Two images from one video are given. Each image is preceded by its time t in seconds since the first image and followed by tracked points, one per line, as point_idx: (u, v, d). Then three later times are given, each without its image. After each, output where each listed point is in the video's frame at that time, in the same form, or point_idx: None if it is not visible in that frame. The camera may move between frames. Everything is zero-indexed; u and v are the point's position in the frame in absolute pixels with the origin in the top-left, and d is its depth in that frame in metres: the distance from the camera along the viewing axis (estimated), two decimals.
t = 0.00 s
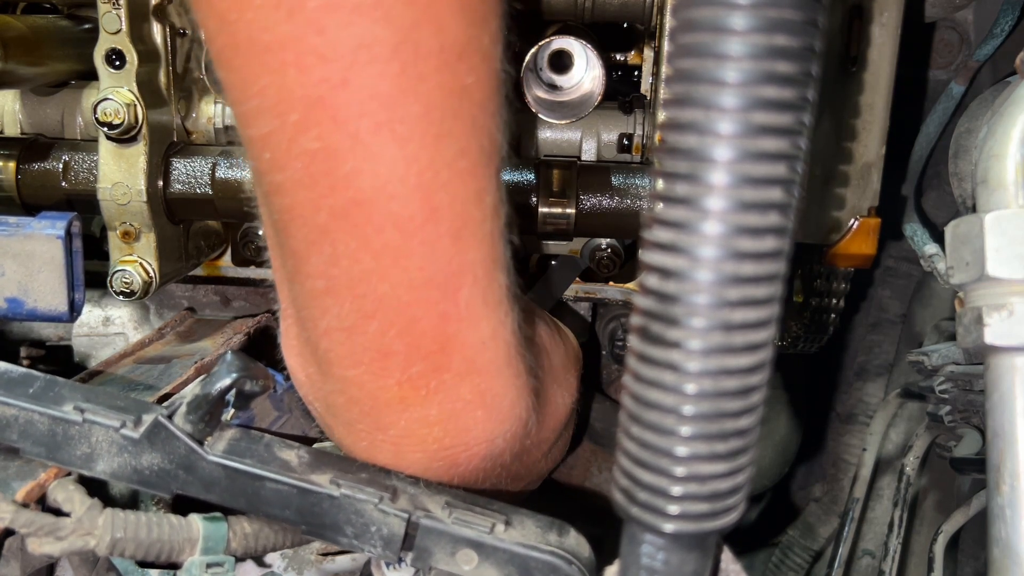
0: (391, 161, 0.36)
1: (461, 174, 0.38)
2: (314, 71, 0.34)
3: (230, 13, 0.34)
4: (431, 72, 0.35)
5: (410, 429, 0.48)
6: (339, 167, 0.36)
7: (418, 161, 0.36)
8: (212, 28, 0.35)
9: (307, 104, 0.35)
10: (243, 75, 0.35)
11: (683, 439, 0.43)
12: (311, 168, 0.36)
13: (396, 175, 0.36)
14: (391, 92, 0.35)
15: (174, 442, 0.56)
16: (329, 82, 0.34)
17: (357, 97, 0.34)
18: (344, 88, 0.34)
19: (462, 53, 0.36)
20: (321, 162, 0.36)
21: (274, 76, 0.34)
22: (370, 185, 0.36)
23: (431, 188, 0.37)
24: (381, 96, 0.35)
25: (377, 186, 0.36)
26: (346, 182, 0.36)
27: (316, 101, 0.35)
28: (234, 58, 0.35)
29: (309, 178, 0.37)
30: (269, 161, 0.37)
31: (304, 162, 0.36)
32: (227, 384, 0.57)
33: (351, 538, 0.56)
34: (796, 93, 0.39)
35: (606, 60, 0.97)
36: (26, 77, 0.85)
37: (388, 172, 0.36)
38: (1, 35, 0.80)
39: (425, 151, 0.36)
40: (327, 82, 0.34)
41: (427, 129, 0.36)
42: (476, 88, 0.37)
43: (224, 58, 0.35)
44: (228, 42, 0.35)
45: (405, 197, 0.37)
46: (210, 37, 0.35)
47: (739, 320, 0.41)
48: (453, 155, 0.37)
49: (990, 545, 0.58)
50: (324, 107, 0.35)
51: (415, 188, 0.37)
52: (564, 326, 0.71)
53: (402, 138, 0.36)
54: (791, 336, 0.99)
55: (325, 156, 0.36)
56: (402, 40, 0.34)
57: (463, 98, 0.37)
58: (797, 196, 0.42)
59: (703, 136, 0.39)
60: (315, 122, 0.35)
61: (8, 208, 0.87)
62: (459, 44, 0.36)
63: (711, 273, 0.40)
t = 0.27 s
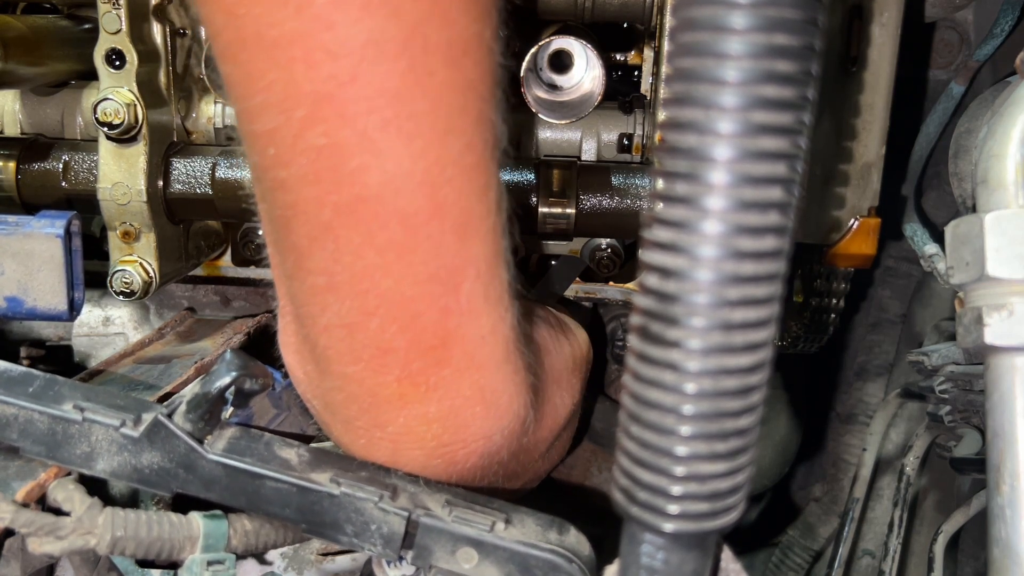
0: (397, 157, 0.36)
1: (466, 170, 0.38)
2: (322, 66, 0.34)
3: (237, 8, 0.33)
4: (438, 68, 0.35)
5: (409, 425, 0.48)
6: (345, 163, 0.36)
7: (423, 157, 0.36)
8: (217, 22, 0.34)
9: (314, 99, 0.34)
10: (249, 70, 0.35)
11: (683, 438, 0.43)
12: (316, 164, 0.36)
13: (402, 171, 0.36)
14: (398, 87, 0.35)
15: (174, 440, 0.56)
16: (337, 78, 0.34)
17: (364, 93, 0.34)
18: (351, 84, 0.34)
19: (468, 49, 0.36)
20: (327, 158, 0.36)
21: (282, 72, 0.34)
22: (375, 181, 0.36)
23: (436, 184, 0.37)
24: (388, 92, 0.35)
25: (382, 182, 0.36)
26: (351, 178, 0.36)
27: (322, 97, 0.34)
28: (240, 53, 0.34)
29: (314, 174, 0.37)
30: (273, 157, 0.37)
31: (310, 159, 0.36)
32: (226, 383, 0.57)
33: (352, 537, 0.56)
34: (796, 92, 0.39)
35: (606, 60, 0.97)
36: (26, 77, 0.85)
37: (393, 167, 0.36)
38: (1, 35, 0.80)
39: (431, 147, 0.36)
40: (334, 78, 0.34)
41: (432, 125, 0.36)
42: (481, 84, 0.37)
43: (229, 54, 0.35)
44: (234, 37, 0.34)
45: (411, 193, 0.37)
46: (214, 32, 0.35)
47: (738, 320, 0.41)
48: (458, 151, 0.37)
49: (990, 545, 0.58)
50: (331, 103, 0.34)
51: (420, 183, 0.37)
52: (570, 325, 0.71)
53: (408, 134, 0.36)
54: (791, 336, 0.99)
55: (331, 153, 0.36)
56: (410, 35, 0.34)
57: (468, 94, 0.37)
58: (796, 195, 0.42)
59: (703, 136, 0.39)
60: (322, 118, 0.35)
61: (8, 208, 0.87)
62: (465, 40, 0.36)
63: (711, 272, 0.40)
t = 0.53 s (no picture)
0: (407, 156, 0.36)
1: (476, 171, 0.38)
2: (335, 64, 0.34)
3: (253, 3, 0.33)
4: (451, 69, 0.35)
5: (411, 425, 0.48)
6: (355, 162, 0.36)
7: (434, 157, 0.36)
8: (233, 17, 0.34)
9: (327, 97, 0.35)
10: (263, 66, 0.35)
11: (683, 438, 0.43)
12: (326, 162, 0.36)
13: (412, 171, 0.36)
14: (411, 87, 0.35)
15: (174, 440, 0.56)
16: (350, 76, 0.34)
17: (377, 92, 0.34)
18: (364, 83, 0.34)
19: (482, 51, 0.36)
20: (337, 156, 0.36)
21: (296, 68, 0.34)
22: (385, 180, 0.36)
23: (445, 185, 0.37)
24: (401, 92, 0.35)
25: (391, 182, 0.36)
26: (360, 177, 0.36)
27: (335, 95, 0.34)
28: (254, 48, 0.34)
29: (323, 172, 0.37)
30: (284, 154, 0.37)
31: (321, 156, 0.36)
32: (226, 383, 0.57)
33: (352, 536, 0.56)
34: (796, 93, 0.39)
35: (606, 60, 0.97)
36: (26, 77, 0.85)
37: (403, 167, 0.36)
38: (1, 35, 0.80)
39: (441, 148, 0.36)
40: (347, 76, 0.34)
41: (444, 126, 0.36)
42: (493, 86, 0.37)
43: (243, 48, 0.35)
44: (250, 32, 0.34)
45: (420, 193, 0.37)
46: (229, 27, 0.35)
47: (738, 320, 0.41)
48: (469, 152, 0.37)
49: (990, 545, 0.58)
50: (344, 101, 0.35)
51: (430, 184, 0.37)
52: (572, 327, 0.72)
53: (418, 134, 0.36)
54: (791, 336, 0.99)
55: (342, 151, 0.36)
56: (425, 36, 0.34)
57: (481, 95, 0.37)
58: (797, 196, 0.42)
59: (703, 136, 0.39)
60: (334, 116, 0.35)
61: (8, 208, 0.87)
62: (479, 42, 0.36)
63: (711, 273, 0.40)
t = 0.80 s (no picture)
0: (411, 156, 0.36)
1: (480, 172, 0.38)
2: (342, 62, 0.34)
3: None
4: (457, 69, 0.35)
5: (411, 424, 0.48)
6: (359, 160, 0.36)
7: (437, 157, 0.36)
8: (242, 13, 0.35)
9: (332, 95, 0.35)
10: (271, 62, 0.35)
11: (683, 439, 0.43)
12: (330, 159, 0.36)
13: (416, 170, 0.36)
14: (416, 87, 0.35)
15: (174, 441, 0.56)
16: (355, 74, 0.34)
17: (383, 90, 0.34)
18: (370, 81, 0.34)
19: (488, 52, 0.36)
20: (341, 154, 0.36)
21: (303, 65, 0.34)
22: (388, 179, 0.36)
23: (449, 185, 0.37)
24: (406, 91, 0.35)
25: (395, 181, 0.36)
26: (364, 175, 0.36)
27: (340, 93, 0.34)
28: (262, 44, 0.35)
29: (327, 169, 0.37)
30: (289, 150, 0.37)
31: (325, 153, 0.36)
32: (226, 383, 0.56)
33: (351, 537, 0.56)
34: (796, 93, 0.39)
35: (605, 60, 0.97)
36: (26, 77, 0.85)
37: (407, 166, 0.36)
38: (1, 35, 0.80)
39: (445, 148, 0.36)
40: (353, 74, 0.34)
41: (449, 126, 0.36)
42: (499, 87, 0.37)
43: (252, 44, 0.35)
44: (258, 28, 0.34)
45: (423, 192, 0.37)
46: (238, 23, 0.35)
47: (738, 321, 0.41)
48: (472, 153, 0.37)
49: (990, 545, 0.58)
50: (349, 99, 0.35)
51: (433, 184, 0.37)
52: (572, 328, 0.72)
53: (422, 133, 0.36)
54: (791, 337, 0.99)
55: (346, 148, 0.36)
56: (432, 35, 0.34)
57: (487, 96, 0.37)
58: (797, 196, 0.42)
59: (702, 136, 0.39)
60: (340, 113, 0.35)
61: (8, 208, 0.87)
62: (486, 43, 0.36)
63: (711, 272, 0.40)
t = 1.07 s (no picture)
0: (406, 155, 0.36)
1: (476, 171, 0.38)
2: (337, 60, 0.34)
3: None
4: (452, 68, 0.35)
5: (407, 424, 0.48)
6: (355, 159, 0.36)
7: (433, 156, 0.36)
8: (239, 11, 0.35)
9: (328, 93, 0.35)
10: (267, 60, 0.35)
11: (683, 438, 0.43)
12: (326, 158, 0.36)
13: (411, 169, 0.36)
14: (412, 85, 0.35)
15: (173, 441, 0.57)
16: (351, 72, 0.34)
17: (378, 89, 0.34)
18: (365, 79, 0.34)
19: (484, 51, 0.36)
20: (337, 153, 0.36)
21: (298, 63, 0.34)
22: (384, 178, 0.36)
23: (444, 184, 0.37)
24: (401, 89, 0.35)
25: (390, 180, 0.36)
26: (360, 174, 0.36)
27: (336, 91, 0.34)
28: (259, 42, 0.35)
29: (323, 168, 0.37)
30: (285, 149, 0.37)
31: (321, 152, 0.36)
32: (225, 383, 0.56)
33: (351, 537, 0.56)
34: (796, 93, 0.39)
35: (606, 60, 0.97)
36: (26, 77, 0.85)
37: (402, 165, 0.36)
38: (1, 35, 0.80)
39: (441, 147, 0.36)
40: (349, 72, 0.34)
41: (445, 125, 0.36)
42: (495, 86, 0.37)
43: (249, 42, 0.35)
44: (255, 25, 0.34)
45: (419, 192, 0.37)
46: (235, 21, 0.35)
47: (738, 320, 0.41)
48: (468, 152, 0.37)
49: (990, 544, 0.59)
50: (344, 97, 0.35)
51: (429, 183, 0.37)
52: (568, 328, 0.72)
53: (418, 132, 0.36)
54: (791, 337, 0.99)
55: (342, 147, 0.36)
56: (427, 34, 0.34)
57: (483, 95, 0.37)
58: (797, 196, 0.42)
59: (702, 136, 0.39)
60: (335, 111, 0.35)
61: (8, 208, 0.87)
62: (481, 42, 0.35)
63: (711, 272, 0.40)
